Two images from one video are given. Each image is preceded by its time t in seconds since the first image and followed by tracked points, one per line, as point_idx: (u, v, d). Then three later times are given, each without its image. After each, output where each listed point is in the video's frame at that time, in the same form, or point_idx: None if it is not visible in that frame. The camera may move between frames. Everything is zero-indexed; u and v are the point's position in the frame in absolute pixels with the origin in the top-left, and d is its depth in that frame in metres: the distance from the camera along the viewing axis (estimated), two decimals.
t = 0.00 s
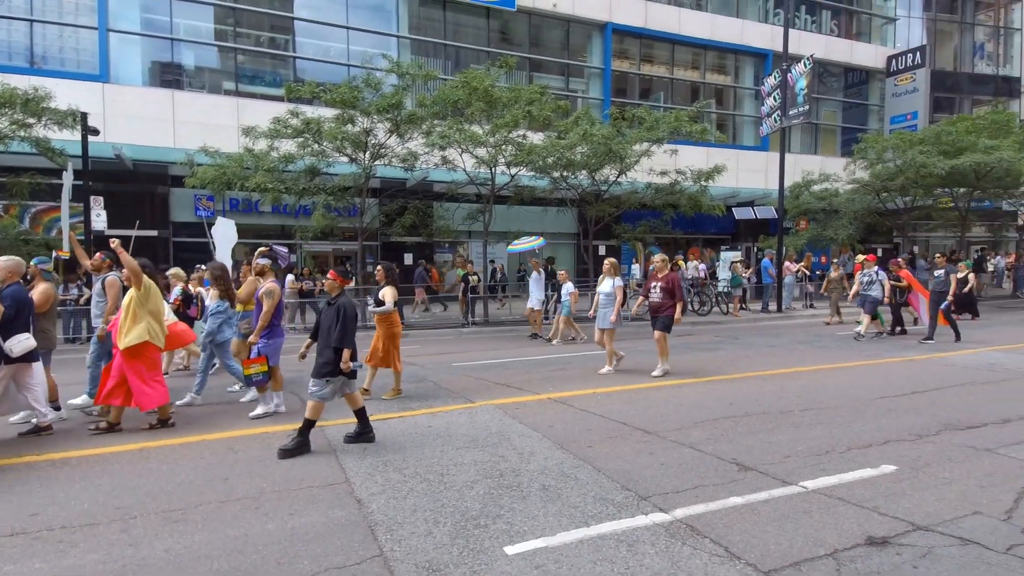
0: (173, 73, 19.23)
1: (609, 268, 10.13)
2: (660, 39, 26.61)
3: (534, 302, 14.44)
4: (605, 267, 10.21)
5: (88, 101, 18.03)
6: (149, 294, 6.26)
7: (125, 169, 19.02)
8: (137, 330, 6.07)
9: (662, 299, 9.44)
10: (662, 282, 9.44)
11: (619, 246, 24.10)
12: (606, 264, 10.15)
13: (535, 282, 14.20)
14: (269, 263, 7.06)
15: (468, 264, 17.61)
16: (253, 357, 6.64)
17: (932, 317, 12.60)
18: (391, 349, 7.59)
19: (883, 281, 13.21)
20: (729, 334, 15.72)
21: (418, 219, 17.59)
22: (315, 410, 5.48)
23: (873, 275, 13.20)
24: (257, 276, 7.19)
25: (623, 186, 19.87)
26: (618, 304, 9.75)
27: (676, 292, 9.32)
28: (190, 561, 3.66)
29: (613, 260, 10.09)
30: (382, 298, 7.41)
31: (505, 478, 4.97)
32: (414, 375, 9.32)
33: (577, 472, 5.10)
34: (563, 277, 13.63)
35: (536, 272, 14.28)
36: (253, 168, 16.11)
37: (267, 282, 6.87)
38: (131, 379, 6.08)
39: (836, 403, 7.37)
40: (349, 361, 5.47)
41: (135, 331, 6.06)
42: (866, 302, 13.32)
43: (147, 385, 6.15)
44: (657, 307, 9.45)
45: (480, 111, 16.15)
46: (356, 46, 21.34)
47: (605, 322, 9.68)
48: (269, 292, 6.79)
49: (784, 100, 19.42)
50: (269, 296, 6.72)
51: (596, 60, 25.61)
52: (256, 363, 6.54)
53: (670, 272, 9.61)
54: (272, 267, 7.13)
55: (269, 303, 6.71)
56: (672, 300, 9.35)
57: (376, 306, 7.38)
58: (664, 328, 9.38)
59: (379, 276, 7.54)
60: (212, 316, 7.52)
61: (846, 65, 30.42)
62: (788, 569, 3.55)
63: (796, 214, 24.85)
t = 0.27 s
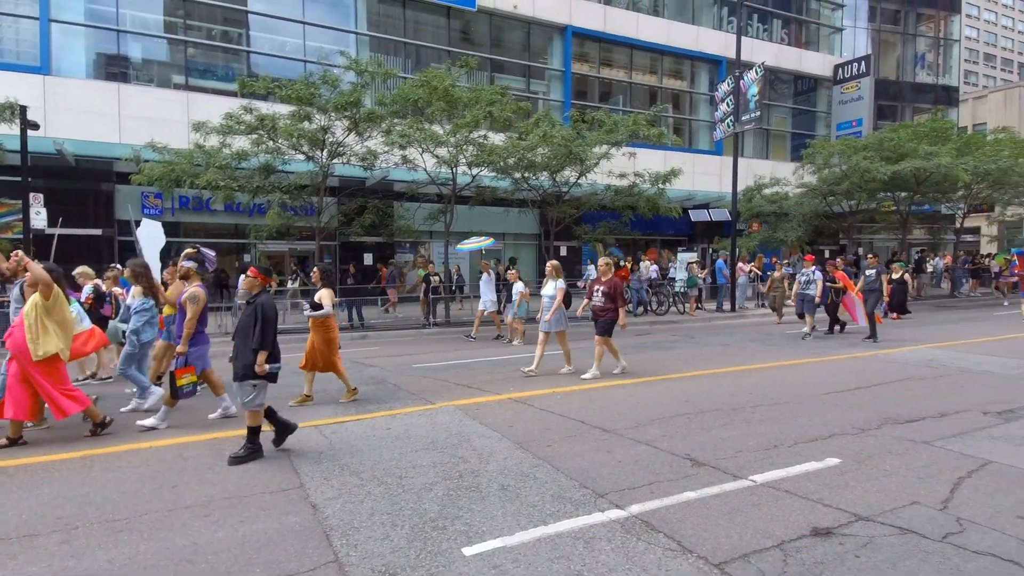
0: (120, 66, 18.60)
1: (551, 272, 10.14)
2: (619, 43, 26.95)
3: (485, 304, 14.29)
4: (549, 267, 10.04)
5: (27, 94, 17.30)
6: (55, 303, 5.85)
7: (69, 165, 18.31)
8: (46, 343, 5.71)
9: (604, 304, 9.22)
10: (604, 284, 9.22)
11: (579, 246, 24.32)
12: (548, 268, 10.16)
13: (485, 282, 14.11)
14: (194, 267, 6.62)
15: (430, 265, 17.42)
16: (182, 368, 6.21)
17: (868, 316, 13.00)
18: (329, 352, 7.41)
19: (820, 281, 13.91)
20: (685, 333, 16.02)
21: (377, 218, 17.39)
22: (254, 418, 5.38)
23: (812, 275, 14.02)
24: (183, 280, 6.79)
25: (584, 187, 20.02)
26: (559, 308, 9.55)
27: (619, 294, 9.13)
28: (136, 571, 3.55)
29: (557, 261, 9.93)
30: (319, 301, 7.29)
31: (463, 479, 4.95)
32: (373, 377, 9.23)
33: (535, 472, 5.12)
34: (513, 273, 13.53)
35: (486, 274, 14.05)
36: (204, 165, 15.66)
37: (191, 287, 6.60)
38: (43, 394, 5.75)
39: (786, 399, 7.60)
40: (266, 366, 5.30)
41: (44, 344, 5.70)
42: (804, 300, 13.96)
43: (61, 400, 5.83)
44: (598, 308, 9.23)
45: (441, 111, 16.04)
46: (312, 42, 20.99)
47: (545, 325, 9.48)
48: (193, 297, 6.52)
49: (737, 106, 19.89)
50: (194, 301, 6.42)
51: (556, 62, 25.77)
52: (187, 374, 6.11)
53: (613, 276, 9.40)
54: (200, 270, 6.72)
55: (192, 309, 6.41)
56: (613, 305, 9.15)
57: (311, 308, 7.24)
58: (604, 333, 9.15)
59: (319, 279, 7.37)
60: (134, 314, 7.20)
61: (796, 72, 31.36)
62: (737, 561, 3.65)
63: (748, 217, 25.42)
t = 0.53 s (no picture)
0: (70, 57, 17.97)
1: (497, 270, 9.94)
2: (584, 45, 27.14)
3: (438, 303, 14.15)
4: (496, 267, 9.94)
5: None
6: None
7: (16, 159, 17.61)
8: None
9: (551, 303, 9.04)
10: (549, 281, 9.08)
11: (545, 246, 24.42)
12: (494, 266, 9.94)
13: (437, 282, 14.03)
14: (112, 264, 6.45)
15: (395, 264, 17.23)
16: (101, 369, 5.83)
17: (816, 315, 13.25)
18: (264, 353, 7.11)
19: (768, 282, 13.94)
20: (649, 332, 16.22)
21: (341, 217, 17.15)
22: (157, 417, 5.15)
23: (760, 276, 13.96)
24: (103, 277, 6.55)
25: (550, 187, 20.09)
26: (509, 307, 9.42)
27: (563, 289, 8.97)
28: None
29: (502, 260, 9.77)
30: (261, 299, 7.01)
31: (427, 481, 4.92)
32: (336, 378, 9.12)
33: (500, 472, 5.12)
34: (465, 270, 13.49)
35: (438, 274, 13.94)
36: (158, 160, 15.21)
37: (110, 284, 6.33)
38: None
39: (745, 396, 7.75)
40: (162, 365, 5.07)
41: None
42: (753, 302, 13.89)
43: None
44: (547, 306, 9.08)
45: (406, 109, 15.92)
46: (273, 36, 20.61)
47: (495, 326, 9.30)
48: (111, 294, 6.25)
49: (698, 109, 20.23)
50: (110, 297, 6.16)
51: (522, 62, 25.83)
52: (104, 375, 5.73)
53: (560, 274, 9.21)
54: (121, 266, 6.52)
55: (110, 306, 6.15)
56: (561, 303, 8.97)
57: (250, 305, 7.00)
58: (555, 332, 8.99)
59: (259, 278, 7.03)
60: (64, 319, 6.70)
61: (755, 77, 32.05)
62: (696, 555, 3.71)
63: (710, 218, 25.84)
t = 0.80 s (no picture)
0: (29, 51, 17.46)
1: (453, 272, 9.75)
2: (557, 46, 27.22)
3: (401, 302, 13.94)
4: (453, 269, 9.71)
5: None
6: None
7: None
8: None
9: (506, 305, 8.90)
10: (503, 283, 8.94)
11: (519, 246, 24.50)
12: (450, 267, 9.65)
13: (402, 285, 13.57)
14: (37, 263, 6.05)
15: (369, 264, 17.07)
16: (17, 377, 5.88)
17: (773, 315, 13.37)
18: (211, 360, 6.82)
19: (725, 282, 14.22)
20: (621, 332, 16.34)
21: (312, 215, 16.94)
22: (83, 428, 4.95)
23: (717, 276, 14.20)
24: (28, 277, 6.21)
25: (524, 188, 20.12)
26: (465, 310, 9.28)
27: (515, 292, 8.82)
28: None
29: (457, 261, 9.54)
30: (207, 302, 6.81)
31: (398, 482, 4.89)
32: (306, 380, 9.01)
33: (472, 472, 5.11)
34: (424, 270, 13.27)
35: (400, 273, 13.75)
36: (120, 157, 14.83)
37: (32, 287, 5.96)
38: None
39: (715, 394, 7.87)
40: (77, 369, 4.88)
41: None
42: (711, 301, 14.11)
43: None
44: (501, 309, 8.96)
45: (377, 107, 15.80)
46: (241, 31, 20.28)
47: (451, 330, 9.16)
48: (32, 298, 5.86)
49: (669, 112, 20.46)
50: (33, 301, 5.77)
51: (496, 62, 25.83)
52: (17, 383, 5.77)
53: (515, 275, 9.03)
54: (46, 266, 6.16)
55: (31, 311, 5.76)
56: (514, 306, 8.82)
57: (194, 309, 6.79)
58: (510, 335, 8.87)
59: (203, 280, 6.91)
60: None
61: (725, 80, 32.54)
62: (665, 552, 3.76)
63: (681, 219, 26.16)
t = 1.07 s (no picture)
0: None
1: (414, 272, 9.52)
2: (537, 47, 27.26)
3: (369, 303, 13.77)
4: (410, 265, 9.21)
5: None
6: None
7: None
8: None
9: (467, 305, 8.70)
10: (467, 284, 8.70)
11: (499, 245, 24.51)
12: (410, 265, 9.27)
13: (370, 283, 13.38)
14: None
15: (347, 264, 16.92)
16: None
17: (736, 315, 13.40)
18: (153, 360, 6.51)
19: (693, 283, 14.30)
20: (600, 331, 16.43)
21: (289, 214, 16.76)
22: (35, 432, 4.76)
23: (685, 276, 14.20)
24: None
25: (504, 188, 20.11)
26: (424, 309, 8.96)
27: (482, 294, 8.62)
28: None
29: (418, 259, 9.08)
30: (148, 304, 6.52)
31: (376, 484, 4.86)
32: (282, 380, 8.91)
33: (451, 473, 5.10)
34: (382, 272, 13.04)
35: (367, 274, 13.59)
36: (91, 153, 14.53)
37: None
38: None
39: (692, 393, 7.94)
40: (22, 373, 4.62)
41: None
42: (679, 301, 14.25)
43: None
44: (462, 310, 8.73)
45: (356, 105, 15.68)
46: (216, 27, 20.01)
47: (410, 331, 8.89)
48: None
49: (648, 114, 20.59)
50: None
51: (476, 62, 25.80)
52: None
53: (475, 275, 8.86)
54: None
55: None
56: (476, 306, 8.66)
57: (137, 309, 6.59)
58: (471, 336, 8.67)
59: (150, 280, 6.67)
60: None
61: (702, 83, 32.87)
62: (643, 549, 3.78)
63: (660, 220, 26.36)
